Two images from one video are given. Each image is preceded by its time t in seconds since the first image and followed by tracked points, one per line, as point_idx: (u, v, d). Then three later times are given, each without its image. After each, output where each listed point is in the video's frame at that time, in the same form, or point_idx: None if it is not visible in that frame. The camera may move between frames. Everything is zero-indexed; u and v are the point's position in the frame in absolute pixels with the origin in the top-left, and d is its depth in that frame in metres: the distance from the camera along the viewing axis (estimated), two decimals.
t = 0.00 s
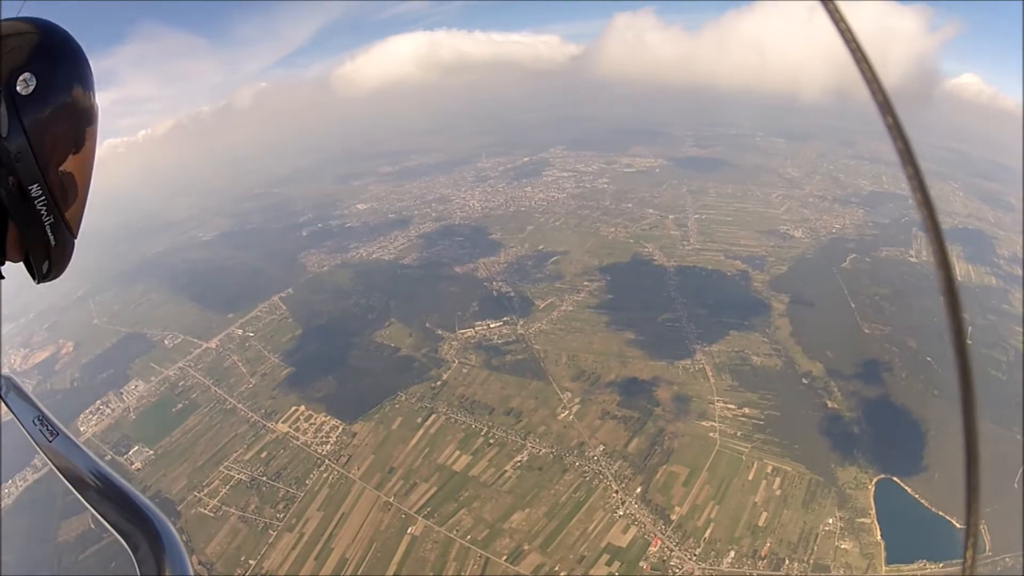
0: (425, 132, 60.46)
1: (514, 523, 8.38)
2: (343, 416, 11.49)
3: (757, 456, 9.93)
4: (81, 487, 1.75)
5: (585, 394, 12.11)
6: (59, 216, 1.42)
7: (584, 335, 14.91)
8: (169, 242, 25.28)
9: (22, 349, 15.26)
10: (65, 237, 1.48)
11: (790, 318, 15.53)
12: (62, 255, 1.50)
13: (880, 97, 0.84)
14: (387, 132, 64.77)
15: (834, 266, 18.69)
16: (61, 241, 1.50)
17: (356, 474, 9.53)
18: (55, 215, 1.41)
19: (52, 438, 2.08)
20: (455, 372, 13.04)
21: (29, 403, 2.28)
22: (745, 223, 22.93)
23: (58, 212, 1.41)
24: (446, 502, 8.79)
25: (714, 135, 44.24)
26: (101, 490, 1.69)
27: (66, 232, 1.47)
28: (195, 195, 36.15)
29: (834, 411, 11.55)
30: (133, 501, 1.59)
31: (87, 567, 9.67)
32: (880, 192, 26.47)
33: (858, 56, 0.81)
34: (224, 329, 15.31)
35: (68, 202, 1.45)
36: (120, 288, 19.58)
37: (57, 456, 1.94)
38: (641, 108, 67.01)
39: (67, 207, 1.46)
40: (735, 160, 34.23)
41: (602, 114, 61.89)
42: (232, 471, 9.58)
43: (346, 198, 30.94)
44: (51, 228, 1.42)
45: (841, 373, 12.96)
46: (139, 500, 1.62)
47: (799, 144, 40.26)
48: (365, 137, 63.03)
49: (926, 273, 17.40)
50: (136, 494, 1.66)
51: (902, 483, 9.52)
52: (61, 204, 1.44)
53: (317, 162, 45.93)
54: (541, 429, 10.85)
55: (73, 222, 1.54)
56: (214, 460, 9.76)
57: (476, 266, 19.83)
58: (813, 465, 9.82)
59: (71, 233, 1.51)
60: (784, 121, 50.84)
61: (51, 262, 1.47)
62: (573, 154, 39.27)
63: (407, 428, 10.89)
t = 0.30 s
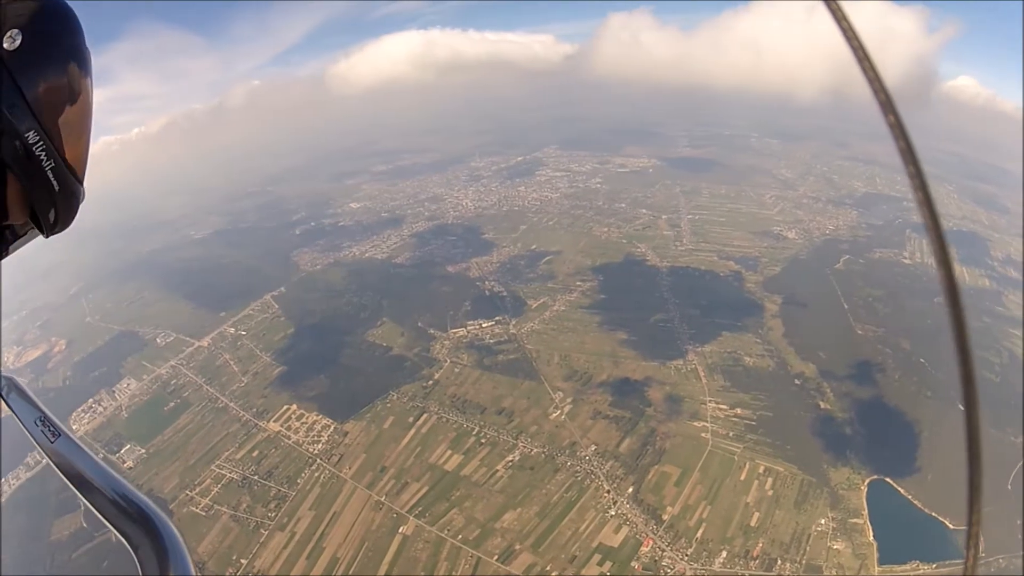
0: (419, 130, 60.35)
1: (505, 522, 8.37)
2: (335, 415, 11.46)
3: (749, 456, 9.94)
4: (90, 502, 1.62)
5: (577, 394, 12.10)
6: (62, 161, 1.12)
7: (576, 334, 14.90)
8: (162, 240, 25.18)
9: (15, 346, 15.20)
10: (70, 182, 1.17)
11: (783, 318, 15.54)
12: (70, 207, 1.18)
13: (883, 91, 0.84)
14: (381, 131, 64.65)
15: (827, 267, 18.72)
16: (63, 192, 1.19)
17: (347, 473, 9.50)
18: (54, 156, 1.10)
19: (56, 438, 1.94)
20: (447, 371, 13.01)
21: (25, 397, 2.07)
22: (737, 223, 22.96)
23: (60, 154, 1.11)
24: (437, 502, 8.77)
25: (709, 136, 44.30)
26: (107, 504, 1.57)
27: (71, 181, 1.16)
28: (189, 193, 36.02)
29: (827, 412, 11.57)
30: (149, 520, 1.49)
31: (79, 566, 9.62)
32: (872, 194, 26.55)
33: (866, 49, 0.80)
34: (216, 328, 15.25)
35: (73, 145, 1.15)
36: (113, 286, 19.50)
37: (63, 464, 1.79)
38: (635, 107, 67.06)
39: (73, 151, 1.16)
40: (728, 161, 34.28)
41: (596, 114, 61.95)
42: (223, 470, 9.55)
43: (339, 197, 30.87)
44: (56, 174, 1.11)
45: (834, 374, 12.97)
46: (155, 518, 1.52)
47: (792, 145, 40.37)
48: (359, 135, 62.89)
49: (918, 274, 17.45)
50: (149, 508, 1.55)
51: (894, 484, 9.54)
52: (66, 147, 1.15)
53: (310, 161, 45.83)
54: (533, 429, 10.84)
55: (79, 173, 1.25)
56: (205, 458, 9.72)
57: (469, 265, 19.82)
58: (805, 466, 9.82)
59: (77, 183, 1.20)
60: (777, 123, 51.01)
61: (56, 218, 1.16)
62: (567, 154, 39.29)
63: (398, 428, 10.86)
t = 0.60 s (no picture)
0: (408, 134, 60.36)
1: (492, 528, 8.35)
2: (321, 421, 11.41)
3: (736, 461, 9.94)
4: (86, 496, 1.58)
5: (563, 399, 12.10)
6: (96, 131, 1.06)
7: (562, 339, 14.91)
8: (149, 244, 25.03)
9: None
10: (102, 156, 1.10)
11: (770, 323, 15.59)
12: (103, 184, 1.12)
13: (884, 97, 0.91)
14: (370, 135, 64.59)
15: (814, 270, 18.78)
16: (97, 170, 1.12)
17: (333, 480, 9.46)
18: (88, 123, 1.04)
19: (55, 437, 1.90)
20: (433, 377, 12.98)
21: (23, 397, 2.04)
22: (724, 228, 23.04)
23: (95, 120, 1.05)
24: (424, 508, 8.74)
25: (696, 140, 44.49)
26: (99, 494, 1.55)
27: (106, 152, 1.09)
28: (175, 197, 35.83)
29: (814, 416, 11.60)
30: (137, 509, 1.47)
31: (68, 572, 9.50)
32: (858, 198, 26.69)
33: (866, 59, 0.88)
34: (202, 333, 15.16)
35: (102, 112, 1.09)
36: (99, 290, 19.35)
37: (64, 463, 1.75)
38: (624, 112, 67.26)
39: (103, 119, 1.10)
40: (715, 165, 34.43)
41: (584, 118, 62.13)
42: (209, 476, 9.46)
43: (326, 201, 30.79)
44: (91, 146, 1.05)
45: (821, 378, 13.01)
46: (146, 506, 1.51)
47: (779, 149, 40.57)
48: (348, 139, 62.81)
49: (904, 278, 17.55)
50: (144, 500, 1.54)
51: (883, 487, 9.56)
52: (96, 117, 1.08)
53: (298, 164, 45.72)
54: (519, 434, 10.82)
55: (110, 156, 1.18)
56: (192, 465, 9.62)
57: (455, 270, 19.79)
58: (792, 470, 9.83)
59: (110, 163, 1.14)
60: (764, 127, 51.27)
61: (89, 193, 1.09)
62: (555, 159, 39.37)
63: (385, 433, 10.83)
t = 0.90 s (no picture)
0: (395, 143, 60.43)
1: (481, 537, 8.33)
2: (308, 432, 11.36)
3: (724, 466, 9.97)
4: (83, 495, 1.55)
5: (550, 407, 12.12)
6: (129, 148, 1.02)
7: (549, 347, 14.94)
8: (134, 255, 24.88)
9: None
10: (135, 175, 1.06)
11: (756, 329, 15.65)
12: (135, 203, 1.09)
13: (884, 102, 0.92)
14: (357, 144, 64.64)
15: (800, 275, 18.87)
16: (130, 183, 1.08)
17: (321, 490, 9.42)
18: (123, 147, 1.00)
19: (54, 435, 1.79)
20: (419, 387, 12.96)
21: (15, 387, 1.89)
22: (710, 235, 23.17)
23: (129, 138, 1.01)
24: (412, 518, 8.71)
25: (682, 147, 44.76)
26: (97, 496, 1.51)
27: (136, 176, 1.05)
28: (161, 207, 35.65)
29: (802, 420, 11.65)
30: (135, 513, 1.46)
31: None
32: (844, 203, 26.84)
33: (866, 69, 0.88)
34: (188, 343, 15.06)
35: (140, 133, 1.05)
36: (84, 301, 19.19)
37: (61, 461, 1.67)
38: (610, 119, 67.65)
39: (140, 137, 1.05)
40: (701, 172, 34.63)
41: (571, 126, 62.40)
42: (197, 487, 9.32)
43: (312, 210, 30.74)
44: (122, 169, 1.02)
45: (809, 383, 13.08)
46: (147, 509, 1.49)
47: (765, 155, 40.86)
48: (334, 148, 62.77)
49: (889, 281, 17.64)
50: (145, 501, 1.54)
51: (873, 490, 9.58)
52: (131, 128, 1.03)
53: (284, 174, 45.65)
54: (506, 442, 10.82)
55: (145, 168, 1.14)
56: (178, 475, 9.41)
57: (441, 279, 19.81)
58: (780, 475, 9.85)
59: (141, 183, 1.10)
60: (749, 134, 51.67)
61: (122, 211, 1.06)
62: (541, 167, 39.51)
63: (372, 443, 10.80)
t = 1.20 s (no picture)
0: (381, 147, 60.44)
1: (473, 541, 8.31)
2: (297, 438, 11.33)
3: (715, 466, 10.02)
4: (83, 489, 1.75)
5: (539, 409, 12.17)
6: (119, 151, 1.13)
7: (537, 350, 15.04)
8: (120, 264, 24.73)
9: None
10: (124, 174, 1.15)
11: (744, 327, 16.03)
12: (125, 197, 1.18)
13: (887, 99, 1.04)
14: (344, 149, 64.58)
15: (787, 275, 19.12)
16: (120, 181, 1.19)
17: (311, 496, 9.40)
18: (114, 149, 1.11)
19: (54, 436, 2.02)
20: (408, 392, 12.99)
21: (24, 398, 2.13)
22: (696, 237, 23.36)
23: (118, 142, 1.12)
24: (404, 522, 8.70)
25: (667, 148, 45.03)
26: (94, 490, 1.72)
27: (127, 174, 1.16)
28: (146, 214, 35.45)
29: (792, 418, 11.86)
30: (126, 500, 1.66)
31: None
32: (831, 200, 26.98)
33: (869, 67, 0.99)
34: (176, 351, 14.98)
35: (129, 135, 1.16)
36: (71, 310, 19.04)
37: (60, 460, 1.87)
38: (596, 122, 67.95)
39: (130, 138, 1.16)
40: (687, 173, 34.82)
41: (557, 128, 62.57)
42: (187, 495, 9.20)
43: (298, 216, 30.68)
44: (114, 169, 1.12)
45: (798, 381, 13.32)
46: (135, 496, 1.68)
47: (751, 154, 41.13)
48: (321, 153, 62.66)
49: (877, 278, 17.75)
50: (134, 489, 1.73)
51: (866, 487, 9.63)
52: (121, 130, 1.15)
53: (271, 180, 45.55)
54: (496, 446, 10.85)
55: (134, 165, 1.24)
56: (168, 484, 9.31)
57: (428, 283, 19.85)
58: (771, 473, 9.91)
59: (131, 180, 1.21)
60: (735, 134, 52.00)
61: (112, 206, 1.17)
62: (526, 170, 39.64)
63: (361, 449, 10.79)
